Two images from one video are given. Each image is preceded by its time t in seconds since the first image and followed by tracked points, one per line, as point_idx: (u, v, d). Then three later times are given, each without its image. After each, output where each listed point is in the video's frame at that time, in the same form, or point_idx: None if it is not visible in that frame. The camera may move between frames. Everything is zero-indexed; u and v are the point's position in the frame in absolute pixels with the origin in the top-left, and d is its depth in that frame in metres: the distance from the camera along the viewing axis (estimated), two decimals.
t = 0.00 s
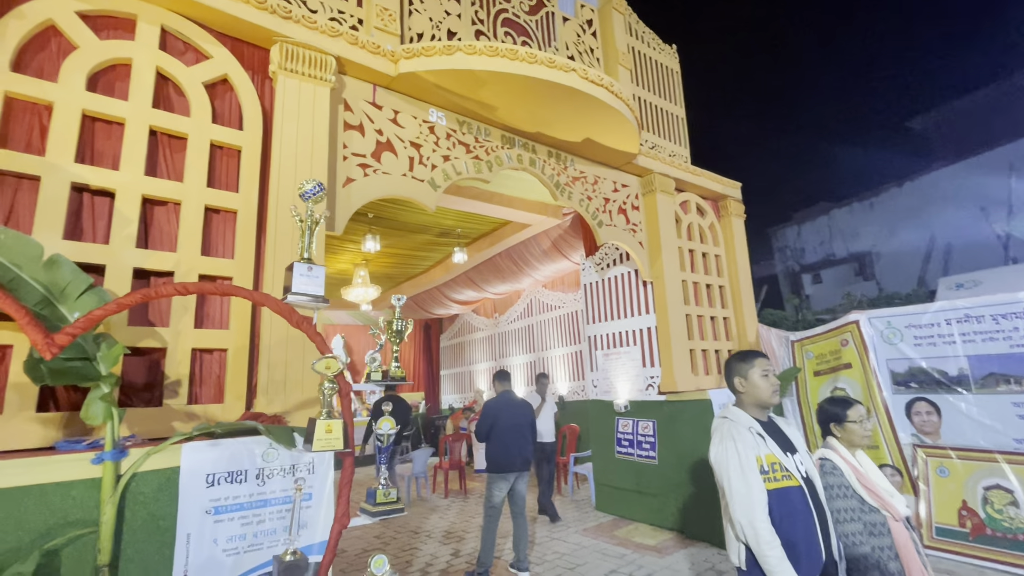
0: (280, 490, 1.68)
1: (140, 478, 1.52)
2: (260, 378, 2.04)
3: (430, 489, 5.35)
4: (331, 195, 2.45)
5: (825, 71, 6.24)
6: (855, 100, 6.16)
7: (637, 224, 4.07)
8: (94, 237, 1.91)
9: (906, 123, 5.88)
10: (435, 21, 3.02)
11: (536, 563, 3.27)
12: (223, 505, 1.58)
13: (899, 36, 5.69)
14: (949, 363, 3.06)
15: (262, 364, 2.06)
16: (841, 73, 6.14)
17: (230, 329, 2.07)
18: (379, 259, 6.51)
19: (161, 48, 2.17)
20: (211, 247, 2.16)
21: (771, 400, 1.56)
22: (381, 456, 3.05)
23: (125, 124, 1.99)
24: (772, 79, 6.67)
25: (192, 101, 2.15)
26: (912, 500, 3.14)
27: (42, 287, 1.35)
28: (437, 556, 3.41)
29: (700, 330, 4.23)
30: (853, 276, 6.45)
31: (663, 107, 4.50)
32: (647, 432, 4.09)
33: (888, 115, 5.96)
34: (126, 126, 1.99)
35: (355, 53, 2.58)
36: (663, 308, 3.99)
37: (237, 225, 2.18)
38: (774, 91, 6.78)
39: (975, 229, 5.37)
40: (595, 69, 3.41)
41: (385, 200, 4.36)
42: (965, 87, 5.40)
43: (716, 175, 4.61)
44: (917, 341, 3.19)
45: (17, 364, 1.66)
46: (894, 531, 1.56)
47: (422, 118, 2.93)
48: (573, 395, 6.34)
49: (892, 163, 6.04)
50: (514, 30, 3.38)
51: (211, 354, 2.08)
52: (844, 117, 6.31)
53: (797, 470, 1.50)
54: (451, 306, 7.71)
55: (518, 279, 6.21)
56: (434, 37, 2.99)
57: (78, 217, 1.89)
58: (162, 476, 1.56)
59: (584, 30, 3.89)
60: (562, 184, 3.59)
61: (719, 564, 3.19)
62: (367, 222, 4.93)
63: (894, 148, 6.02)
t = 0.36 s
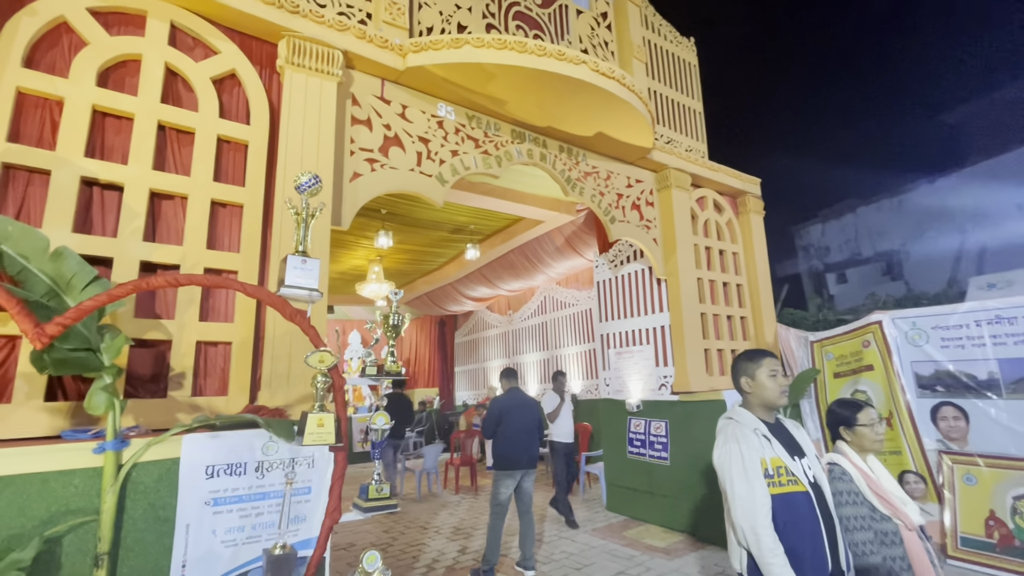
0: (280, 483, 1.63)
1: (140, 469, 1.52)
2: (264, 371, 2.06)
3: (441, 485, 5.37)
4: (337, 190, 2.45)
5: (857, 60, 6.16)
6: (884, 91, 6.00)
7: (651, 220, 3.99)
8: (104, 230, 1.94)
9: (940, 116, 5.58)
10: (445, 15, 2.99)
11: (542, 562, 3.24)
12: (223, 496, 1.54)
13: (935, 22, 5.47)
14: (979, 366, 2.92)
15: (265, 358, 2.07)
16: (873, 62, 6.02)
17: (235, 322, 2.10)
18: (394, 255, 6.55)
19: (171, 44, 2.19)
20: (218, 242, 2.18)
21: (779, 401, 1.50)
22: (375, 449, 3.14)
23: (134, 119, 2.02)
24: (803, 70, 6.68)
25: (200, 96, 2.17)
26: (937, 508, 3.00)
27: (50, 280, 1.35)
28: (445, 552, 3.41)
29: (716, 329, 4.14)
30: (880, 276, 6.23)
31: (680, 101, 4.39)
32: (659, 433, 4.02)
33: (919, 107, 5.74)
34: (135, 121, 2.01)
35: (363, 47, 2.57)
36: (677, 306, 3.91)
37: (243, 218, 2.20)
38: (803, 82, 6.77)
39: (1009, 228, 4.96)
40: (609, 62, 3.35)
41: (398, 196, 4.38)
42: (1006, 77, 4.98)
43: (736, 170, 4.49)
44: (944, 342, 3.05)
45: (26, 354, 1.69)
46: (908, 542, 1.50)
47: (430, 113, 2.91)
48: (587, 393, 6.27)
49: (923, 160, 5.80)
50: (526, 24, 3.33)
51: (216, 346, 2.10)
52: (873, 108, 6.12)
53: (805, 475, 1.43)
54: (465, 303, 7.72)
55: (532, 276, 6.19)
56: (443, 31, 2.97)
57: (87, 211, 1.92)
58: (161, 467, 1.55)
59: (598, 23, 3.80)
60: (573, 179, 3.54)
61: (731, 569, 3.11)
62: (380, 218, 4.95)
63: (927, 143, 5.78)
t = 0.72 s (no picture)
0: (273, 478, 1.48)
1: (130, 464, 1.39)
2: (257, 368, 2.05)
3: (444, 482, 5.37)
4: (332, 187, 2.45)
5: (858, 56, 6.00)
6: (895, 85, 5.90)
7: (654, 216, 3.95)
8: (97, 227, 1.94)
9: (954, 110, 5.56)
10: (443, 9, 2.95)
11: (542, 561, 3.20)
12: (214, 492, 1.39)
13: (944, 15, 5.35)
14: (989, 365, 2.85)
15: (259, 355, 2.07)
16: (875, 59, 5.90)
17: (228, 319, 2.09)
18: (396, 253, 6.54)
19: (165, 40, 2.19)
20: (212, 239, 2.18)
21: (773, 400, 1.46)
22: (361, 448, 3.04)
23: (128, 116, 2.02)
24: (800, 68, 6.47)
25: (194, 92, 2.16)
26: (945, 509, 2.93)
27: (40, 276, 1.31)
28: (444, 550, 3.40)
29: (719, 327, 4.08)
30: (891, 273, 6.34)
31: (682, 96, 4.33)
32: (662, 431, 3.98)
33: (930, 102, 5.65)
34: (129, 117, 2.00)
35: (359, 42, 2.56)
36: (680, 303, 3.86)
37: (237, 215, 2.19)
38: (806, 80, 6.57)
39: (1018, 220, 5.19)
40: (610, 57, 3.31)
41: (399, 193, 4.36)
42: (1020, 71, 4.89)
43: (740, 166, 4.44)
44: (953, 340, 2.99)
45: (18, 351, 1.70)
46: (906, 544, 1.47)
47: (428, 109, 2.89)
48: (590, 391, 6.25)
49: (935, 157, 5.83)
50: (526, 18, 3.29)
51: (210, 343, 2.11)
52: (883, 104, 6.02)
53: (799, 476, 1.41)
54: (469, 300, 7.72)
55: (534, 274, 6.19)
56: (442, 25, 2.93)
57: (81, 208, 1.93)
58: (152, 463, 1.42)
59: (601, 16, 3.75)
60: (573, 175, 3.50)
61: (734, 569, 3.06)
62: (381, 215, 4.93)
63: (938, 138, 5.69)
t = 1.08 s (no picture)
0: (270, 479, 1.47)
1: (127, 465, 1.38)
2: (255, 369, 2.06)
3: (447, 482, 5.37)
4: (329, 187, 2.45)
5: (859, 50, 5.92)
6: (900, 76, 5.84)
7: (654, 214, 3.93)
8: (95, 230, 1.96)
9: (958, 103, 5.51)
10: (439, 8, 2.95)
11: (544, 560, 3.21)
12: (211, 492, 1.38)
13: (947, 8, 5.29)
14: (994, 361, 2.83)
15: (256, 355, 2.08)
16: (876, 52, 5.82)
17: (226, 320, 2.10)
18: (398, 252, 6.54)
19: (161, 43, 2.20)
20: (210, 241, 2.19)
21: (767, 397, 1.45)
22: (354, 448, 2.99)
23: (124, 119, 2.03)
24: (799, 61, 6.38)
25: (190, 94, 2.17)
26: (950, 506, 2.91)
27: (37, 279, 1.31)
28: (446, 549, 3.41)
29: (721, 324, 4.06)
30: (897, 269, 6.34)
31: (682, 92, 4.30)
32: (663, 429, 3.96)
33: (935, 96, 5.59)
34: (125, 120, 2.02)
35: (355, 42, 2.56)
36: (680, 300, 3.84)
37: (234, 216, 2.20)
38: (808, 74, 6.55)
39: None
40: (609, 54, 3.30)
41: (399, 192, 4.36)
42: None
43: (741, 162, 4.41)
44: (957, 337, 2.96)
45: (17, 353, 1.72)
46: (901, 542, 1.48)
47: (425, 108, 2.89)
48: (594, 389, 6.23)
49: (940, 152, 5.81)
50: (524, 16, 3.28)
51: (208, 344, 2.12)
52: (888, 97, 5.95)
53: (794, 474, 1.40)
54: (471, 299, 7.72)
55: (536, 272, 6.19)
56: (438, 25, 2.93)
57: (79, 210, 1.94)
58: (149, 464, 1.41)
59: (599, 13, 3.73)
60: (572, 173, 3.49)
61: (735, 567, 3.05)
62: (382, 215, 4.94)
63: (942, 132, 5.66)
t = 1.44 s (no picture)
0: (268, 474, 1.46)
1: (125, 462, 1.37)
2: (252, 365, 2.07)
3: (447, 476, 5.39)
4: (324, 182, 2.44)
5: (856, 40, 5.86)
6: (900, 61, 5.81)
7: (651, 206, 3.92)
8: (89, 227, 1.95)
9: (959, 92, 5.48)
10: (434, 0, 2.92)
11: (544, 551, 3.22)
12: (209, 488, 1.38)
13: None
14: (992, 350, 2.83)
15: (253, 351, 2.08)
16: (874, 44, 5.77)
17: (222, 317, 2.10)
18: (397, 247, 6.53)
19: (152, 38, 2.18)
20: (205, 238, 2.18)
21: (762, 388, 1.45)
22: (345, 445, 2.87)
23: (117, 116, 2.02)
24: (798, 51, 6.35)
25: (183, 90, 2.16)
26: (948, 495, 2.92)
27: (30, 276, 1.30)
28: (447, 542, 3.42)
29: (719, 316, 4.06)
30: (896, 258, 6.41)
31: (679, 83, 4.28)
32: (662, 421, 3.97)
33: (934, 86, 5.56)
34: (117, 116, 2.01)
35: (348, 36, 2.54)
36: (679, 292, 3.83)
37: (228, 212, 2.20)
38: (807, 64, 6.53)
39: None
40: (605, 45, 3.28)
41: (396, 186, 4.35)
42: None
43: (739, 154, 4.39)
44: (956, 326, 2.95)
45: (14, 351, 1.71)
46: (897, 531, 1.49)
47: (420, 102, 2.87)
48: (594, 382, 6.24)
49: (939, 141, 5.77)
50: (519, 7, 3.26)
51: (204, 341, 2.12)
52: (887, 87, 5.92)
53: (789, 465, 1.40)
54: (471, 294, 7.72)
55: (535, 266, 6.20)
56: (432, 17, 2.91)
57: (73, 208, 1.93)
58: (147, 460, 1.40)
59: (595, 4, 3.70)
60: (569, 166, 3.47)
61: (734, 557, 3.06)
62: (379, 210, 4.92)
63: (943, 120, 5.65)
